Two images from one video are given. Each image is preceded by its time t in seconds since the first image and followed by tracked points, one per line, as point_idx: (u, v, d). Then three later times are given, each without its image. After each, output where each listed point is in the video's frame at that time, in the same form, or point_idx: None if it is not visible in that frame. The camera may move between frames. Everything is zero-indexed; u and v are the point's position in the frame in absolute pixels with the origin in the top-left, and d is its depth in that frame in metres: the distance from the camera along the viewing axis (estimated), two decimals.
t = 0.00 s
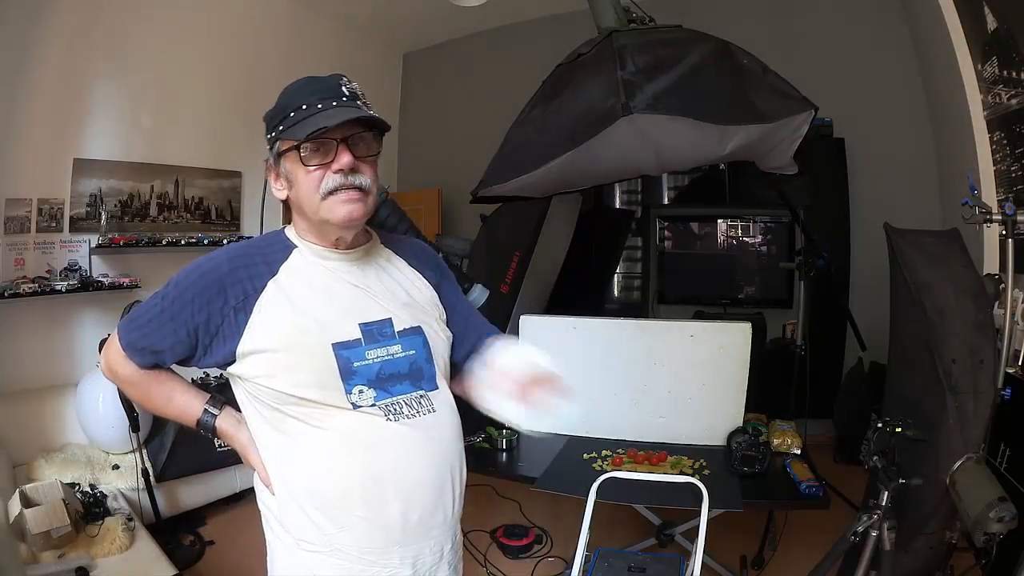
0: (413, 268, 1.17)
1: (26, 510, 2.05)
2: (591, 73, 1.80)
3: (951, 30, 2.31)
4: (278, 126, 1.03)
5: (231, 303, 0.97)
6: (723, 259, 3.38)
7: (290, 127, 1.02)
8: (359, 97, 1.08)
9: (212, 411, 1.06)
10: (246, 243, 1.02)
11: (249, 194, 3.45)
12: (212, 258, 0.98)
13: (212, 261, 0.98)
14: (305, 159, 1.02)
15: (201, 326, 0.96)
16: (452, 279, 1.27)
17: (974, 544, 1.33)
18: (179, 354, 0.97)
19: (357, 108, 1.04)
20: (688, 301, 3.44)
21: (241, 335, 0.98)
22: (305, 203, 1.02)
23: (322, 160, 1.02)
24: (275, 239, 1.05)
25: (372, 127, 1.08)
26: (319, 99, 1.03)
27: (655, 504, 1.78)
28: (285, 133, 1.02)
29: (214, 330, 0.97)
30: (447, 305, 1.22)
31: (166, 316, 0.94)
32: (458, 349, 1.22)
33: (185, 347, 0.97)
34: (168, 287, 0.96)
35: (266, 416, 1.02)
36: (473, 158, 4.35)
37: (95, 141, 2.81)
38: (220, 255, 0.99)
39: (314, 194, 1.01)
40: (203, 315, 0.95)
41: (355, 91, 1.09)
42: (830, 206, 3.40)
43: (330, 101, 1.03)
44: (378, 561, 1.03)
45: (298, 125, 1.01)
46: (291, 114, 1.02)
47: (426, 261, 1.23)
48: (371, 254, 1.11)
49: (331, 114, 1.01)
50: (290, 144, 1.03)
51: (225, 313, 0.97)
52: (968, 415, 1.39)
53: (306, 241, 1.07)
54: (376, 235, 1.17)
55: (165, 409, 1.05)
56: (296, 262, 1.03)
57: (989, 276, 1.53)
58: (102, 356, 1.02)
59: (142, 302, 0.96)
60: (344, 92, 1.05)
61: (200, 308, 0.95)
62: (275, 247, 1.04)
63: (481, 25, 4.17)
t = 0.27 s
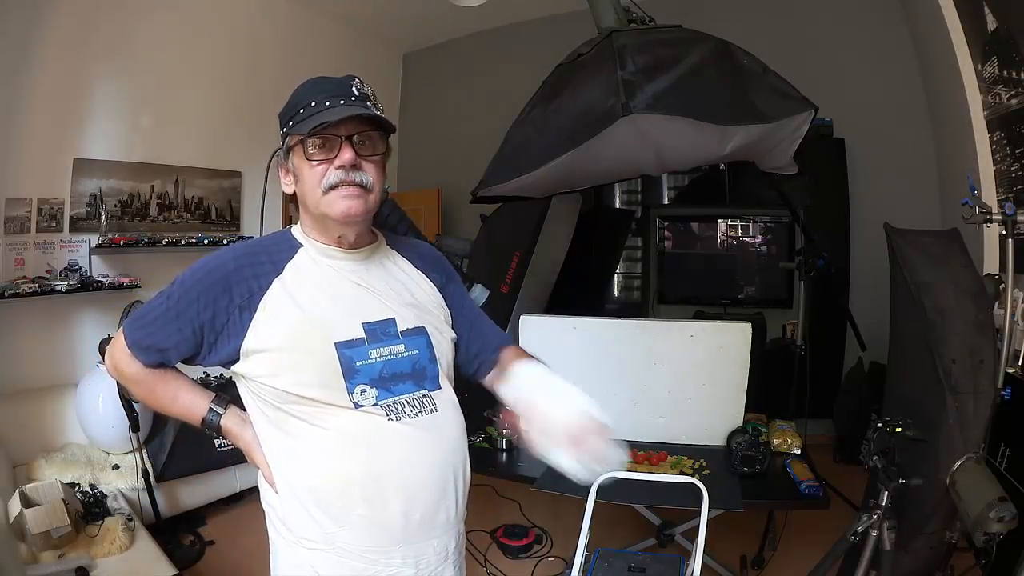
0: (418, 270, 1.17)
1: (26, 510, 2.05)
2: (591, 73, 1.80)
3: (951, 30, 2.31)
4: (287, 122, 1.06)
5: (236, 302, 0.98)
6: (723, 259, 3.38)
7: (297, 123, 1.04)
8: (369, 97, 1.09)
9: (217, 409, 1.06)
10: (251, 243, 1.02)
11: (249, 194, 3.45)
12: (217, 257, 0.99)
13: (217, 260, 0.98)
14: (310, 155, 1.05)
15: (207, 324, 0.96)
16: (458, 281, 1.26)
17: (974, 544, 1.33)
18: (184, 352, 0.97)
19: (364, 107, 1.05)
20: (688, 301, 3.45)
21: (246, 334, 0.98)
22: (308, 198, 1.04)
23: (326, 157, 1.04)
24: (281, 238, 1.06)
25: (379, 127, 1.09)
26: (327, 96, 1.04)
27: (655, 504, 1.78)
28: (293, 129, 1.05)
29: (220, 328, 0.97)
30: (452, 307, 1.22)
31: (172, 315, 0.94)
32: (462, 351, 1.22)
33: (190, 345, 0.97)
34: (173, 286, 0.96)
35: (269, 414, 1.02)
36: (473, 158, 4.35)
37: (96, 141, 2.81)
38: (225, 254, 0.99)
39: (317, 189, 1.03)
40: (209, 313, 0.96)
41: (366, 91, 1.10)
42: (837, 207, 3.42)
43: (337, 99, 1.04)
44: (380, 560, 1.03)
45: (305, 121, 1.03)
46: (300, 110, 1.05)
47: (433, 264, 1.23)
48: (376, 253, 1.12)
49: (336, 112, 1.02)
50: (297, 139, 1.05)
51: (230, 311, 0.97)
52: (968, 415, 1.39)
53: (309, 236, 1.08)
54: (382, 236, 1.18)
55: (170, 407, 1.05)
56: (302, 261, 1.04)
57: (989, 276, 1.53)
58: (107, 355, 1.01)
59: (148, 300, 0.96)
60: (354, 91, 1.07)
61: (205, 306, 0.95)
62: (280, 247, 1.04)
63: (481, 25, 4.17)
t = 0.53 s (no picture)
0: (428, 272, 1.18)
1: (26, 510, 2.05)
2: (591, 73, 1.80)
3: (951, 30, 2.31)
4: (297, 121, 1.06)
5: (244, 301, 0.97)
6: (723, 259, 3.39)
7: (306, 122, 1.04)
8: (380, 97, 1.09)
9: (223, 407, 1.07)
10: (259, 242, 1.03)
11: (249, 194, 3.46)
12: (225, 255, 0.98)
13: (225, 259, 0.98)
14: (318, 154, 1.05)
15: (214, 322, 0.96)
16: (466, 285, 1.27)
17: (975, 544, 1.33)
18: (191, 350, 0.97)
19: (374, 107, 1.05)
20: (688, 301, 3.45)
21: (254, 333, 0.98)
22: (315, 197, 1.05)
23: (334, 156, 1.05)
24: (289, 237, 1.06)
25: (389, 127, 1.09)
26: (337, 96, 1.04)
27: (655, 504, 1.78)
28: (303, 128, 1.05)
29: (227, 326, 0.97)
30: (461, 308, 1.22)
31: (179, 312, 0.94)
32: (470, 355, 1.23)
33: (197, 343, 0.97)
34: (181, 284, 0.96)
35: (275, 414, 1.02)
36: (473, 158, 4.35)
37: (95, 141, 2.81)
38: (234, 253, 0.99)
39: (324, 187, 1.03)
40: (216, 312, 0.95)
41: (377, 90, 1.09)
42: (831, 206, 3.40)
43: (347, 99, 1.04)
44: (383, 560, 1.03)
45: (313, 120, 1.03)
46: (310, 109, 1.05)
47: (444, 268, 1.23)
48: (385, 254, 1.12)
49: (345, 111, 1.02)
50: (306, 139, 1.06)
51: (238, 310, 0.97)
52: (968, 415, 1.39)
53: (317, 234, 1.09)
54: (391, 235, 1.18)
55: (175, 404, 1.05)
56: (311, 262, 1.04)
57: (989, 276, 1.53)
58: (115, 350, 1.02)
59: (157, 297, 0.96)
60: (364, 92, 1.06)
61: (213, 305, 0.95)
62: (289, 246, 1.05)
63: (481, 25, 4.17)
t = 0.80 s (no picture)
0: (429, 272, 1.17)
1: (26, 510, 2.05)
2: (591, 73, 1.80)
3: (951, 30, 2.31)
4: (299, 121, 1.08)
5: (245, 302, 0.98)
6: (723, 259, 3.38)
7: (308, 122, 1.06)
8: (381, 98, 1.10)
9: (225, 408, 1.07)
10: (261, 243, 1.03)
11: (249, 194, 3.46)
12: (227, 257, 0.99)
13: (226, 260, 0.99)
14: (320, 153, 1.07)
15: (216, 323, 0.97)
16: (468, 286, 1.25)
17: (975, 544, 1.33)
18: (193, 350, 0.98)
19: (375, 107, 1.06)
20: (687, 301, 3.44)
21: (255, 334, 0.99)
22: (317, 196, 1.06)
23: (335, 155, 1.06)
24: (291, 238, 1.07)
25: (390, 127, 1.10)
26: (338, 96, 1.06)
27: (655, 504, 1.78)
28: (305, 128, 1.07)
29: (229, 327, 0.98)
30: (462, 307, 1.21)
31: (180, 314, 0.95)
32: (472, 356, 1.22)
33: (199, 343, 0.98)
34: (183, 285, 0.97)
35: (277, 413, 1.03)
36: (473, 158, 4.35)
37: (95, 141, 2.81)
38: (234, 254, 1.00)
39: (325, 186, 1.04)
40: (217, 313, 0.96)
41: (378, 92, 1.11)
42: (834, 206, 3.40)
43: (348, 99, 1.06)
44: (385, 559, 1.04)
45: (316, 120, 1.05)
46: (312, 110, 1.07)
47: (446, 268, 1.23)
48: (386, 254, 1.12)
49: (347, 111, 1.04)
50: (308, 139, 1.07)
51: (239, 310, 0.98)
52: (968, 415, 1.39)
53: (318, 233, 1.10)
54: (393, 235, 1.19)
55: (178, 405, 1.06)
56: (313, 264, 1.04)
57: (989, 276, 1.53)
58: (116, 353, 1.03)
59: (159, 298, 0.97)
60: (365, 92, 1.08)
61: (215, 306, 0.96)
62: (291, 246, 1.05)
63: (481, 25, 4.17)
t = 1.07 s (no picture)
0: (433, 267, 1.17)
1: (26, 510, 2.05)
2: (591, 73, 1.80)
3: (951, 31, 2.31)
4: (301, 120, 1.08)
5: (248, 301, 0.99)
6: (723, 259, 3.35)
7: (310, 120, 1.06)
8: (382, 96, 1.10)
9: (229, 405, 1.09)
10: (266, 243, 1.04)
11: (249, 194, 3.46)
12: (230, 257, 1.00)
13: (230, 260, 1.00)
14: (322, 151, 1.07)
15: (220, 322, 0.98)
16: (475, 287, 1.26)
17: (975, 543, 1.34)
18: (197, 349, 1.00)
19: (376, 104, 1.06)
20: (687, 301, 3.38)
21: (257, 333, 1.00)
22: (319, 194, 1.06)
23: (337, 153, 1.06)
24: (294, 238, 1.07)
25: (392, 126, 1.10)
26: (339, 94, 1.06)
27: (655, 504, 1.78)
28: (307, 127, 1.07)
29: (232, 326, 0.99)
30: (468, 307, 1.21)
31: (185, 313, 0.97)
32: (478, 362, 1.24)
33: (203, 342, 0.99)
34: (187, 285, 0.98)
35: (280, 414, 1.04)
36: (473, 158, 4.35)
37: (95, 141, 2.81)
38: (238, 254, 1.01)
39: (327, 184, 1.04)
40: (221, 313, 0.97)
41: (380, 90, 1.11)
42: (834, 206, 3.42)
43: (349, 97, 1.06)
44: (381, 561, 1.05)
45: (317, 119, 1.05)
46: (314, 108, 1.07)
47: (452, 265, 1.23)
48: (390, 253, 1.12)
49: (347, 108, 1.04)
50: (310, 138, 1.08)
51: (241, 309, 0.99)
52: (968, 415, 1.38)
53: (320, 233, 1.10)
54: (397, 233, 1.18)
55: (183, 401, 1.09)
56: (315, 262, 1.04)
57: (989, 276, 1.53)
58: (125, 349, 1.05)
59: (164, 298, 0.99)
60: (366, 91, 1.08)
61: (219, 305, 0.97)
62: (293, 247, 1.05)
63: (481, 25, 4.17)
